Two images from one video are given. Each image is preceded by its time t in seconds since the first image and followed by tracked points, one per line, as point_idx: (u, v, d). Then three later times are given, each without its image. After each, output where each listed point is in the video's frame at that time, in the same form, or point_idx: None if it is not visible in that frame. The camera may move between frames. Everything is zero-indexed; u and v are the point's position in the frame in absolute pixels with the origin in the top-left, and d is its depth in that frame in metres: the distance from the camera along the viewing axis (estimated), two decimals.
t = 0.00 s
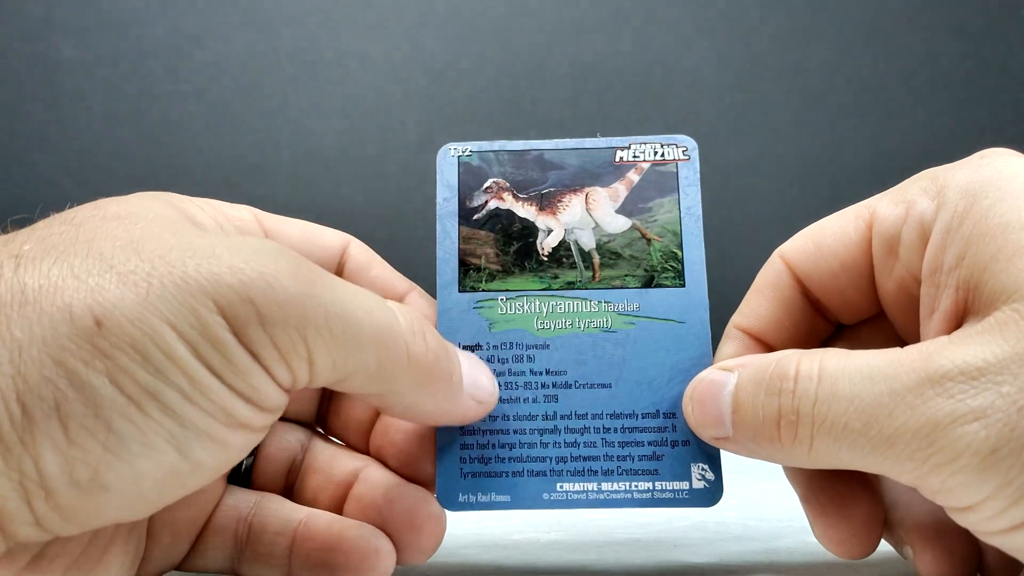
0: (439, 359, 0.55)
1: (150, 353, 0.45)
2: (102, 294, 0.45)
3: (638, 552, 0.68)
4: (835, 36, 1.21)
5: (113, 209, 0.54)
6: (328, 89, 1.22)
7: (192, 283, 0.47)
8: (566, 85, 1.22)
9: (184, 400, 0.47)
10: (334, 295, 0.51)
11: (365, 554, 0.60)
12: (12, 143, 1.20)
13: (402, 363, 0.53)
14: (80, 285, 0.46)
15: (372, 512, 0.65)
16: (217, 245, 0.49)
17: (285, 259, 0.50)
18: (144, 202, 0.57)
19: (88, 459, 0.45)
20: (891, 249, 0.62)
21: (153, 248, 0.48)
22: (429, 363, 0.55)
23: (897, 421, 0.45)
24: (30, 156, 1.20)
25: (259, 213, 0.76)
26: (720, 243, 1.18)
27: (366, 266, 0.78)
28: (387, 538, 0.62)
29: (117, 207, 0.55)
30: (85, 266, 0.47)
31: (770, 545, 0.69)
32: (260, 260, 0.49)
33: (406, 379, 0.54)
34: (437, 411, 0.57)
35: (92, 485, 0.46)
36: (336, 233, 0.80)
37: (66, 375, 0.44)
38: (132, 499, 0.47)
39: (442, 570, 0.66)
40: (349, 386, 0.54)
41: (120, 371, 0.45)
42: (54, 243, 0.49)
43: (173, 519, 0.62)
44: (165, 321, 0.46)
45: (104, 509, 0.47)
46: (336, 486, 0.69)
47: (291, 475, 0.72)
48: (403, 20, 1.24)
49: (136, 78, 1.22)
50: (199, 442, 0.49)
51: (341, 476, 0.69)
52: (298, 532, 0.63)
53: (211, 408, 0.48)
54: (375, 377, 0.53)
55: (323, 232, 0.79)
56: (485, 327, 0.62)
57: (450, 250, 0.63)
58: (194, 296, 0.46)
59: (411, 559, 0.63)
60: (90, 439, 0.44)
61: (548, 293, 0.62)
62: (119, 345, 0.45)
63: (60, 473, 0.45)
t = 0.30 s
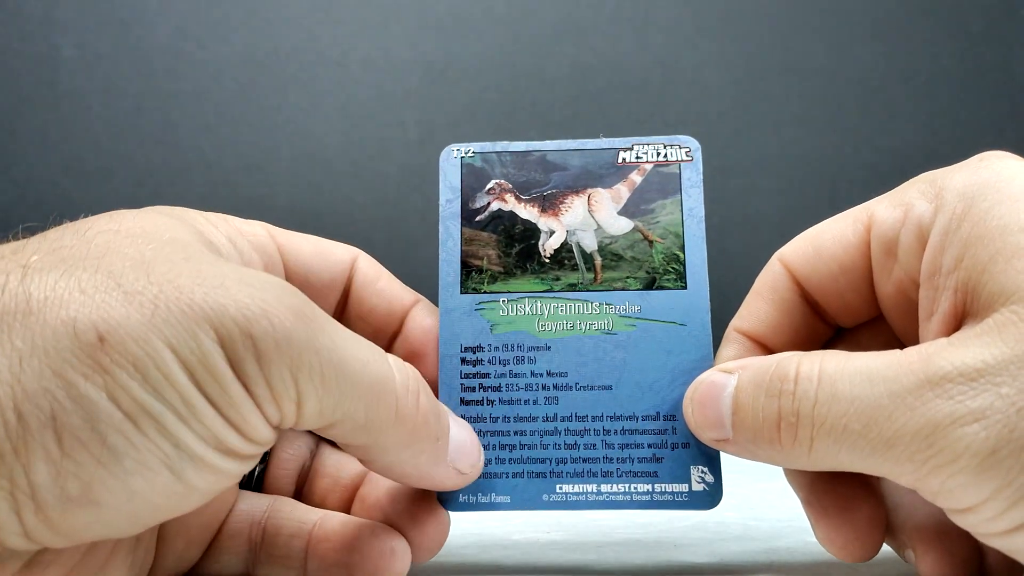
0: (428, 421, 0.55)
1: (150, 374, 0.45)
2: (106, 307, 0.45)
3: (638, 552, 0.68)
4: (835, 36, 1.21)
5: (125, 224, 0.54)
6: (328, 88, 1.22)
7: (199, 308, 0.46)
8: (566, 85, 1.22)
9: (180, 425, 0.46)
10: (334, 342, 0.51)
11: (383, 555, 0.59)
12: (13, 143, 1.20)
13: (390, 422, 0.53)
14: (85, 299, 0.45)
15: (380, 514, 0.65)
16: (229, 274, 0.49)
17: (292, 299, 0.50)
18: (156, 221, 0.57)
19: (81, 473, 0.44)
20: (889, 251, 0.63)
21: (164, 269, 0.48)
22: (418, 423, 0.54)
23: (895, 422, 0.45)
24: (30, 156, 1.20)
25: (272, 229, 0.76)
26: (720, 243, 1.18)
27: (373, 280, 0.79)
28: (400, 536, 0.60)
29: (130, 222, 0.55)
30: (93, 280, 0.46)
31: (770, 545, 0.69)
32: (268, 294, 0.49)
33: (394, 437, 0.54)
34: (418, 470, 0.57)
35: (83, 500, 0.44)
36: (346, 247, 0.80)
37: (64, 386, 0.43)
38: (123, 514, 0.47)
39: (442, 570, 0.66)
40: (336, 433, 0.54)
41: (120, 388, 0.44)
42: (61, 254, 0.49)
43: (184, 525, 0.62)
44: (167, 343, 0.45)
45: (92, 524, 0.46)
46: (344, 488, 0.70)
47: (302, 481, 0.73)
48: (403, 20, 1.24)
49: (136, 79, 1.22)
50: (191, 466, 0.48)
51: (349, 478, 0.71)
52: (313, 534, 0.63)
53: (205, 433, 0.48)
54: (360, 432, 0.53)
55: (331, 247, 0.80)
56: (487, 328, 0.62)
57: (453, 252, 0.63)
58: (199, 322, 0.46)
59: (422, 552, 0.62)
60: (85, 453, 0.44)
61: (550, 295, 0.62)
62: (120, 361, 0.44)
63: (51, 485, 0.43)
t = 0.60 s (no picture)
0: (416, 327, 0.57)
1: (127, 328, 0.45)
2: (77, 273, 0.45)
3: (640, 553, 0.68)
4: (834, 36, 1.21)
5: (90, 201, 0.55)
6: (328, 88, 1.22)
7: (170, 253, 0.47)
8: (566, 85, 1.22)
9: (166, 377, 0.46)
10: (315, 259, 0.51)
11: (377, 557, 0.60)
12: (12, 143, 1.20)
13: (385, 322, 0.55)
14: (55, 266, 0.46)
15: (376, 517, 0.65)
16: (196, 219, 0.50)
17: (262, 225, 0.51)
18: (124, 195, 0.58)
19: (65, 442, 0.44)
20: (890, 255, 0.63)
21: (129, 228, 0.49)
22: (410, 321, 0.56)
23: (897, 428, 0.45)
24: (30, 156, 1.20)
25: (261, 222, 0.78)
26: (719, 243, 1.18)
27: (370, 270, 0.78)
28: (394, 538, 0.61)
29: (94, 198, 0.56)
30: (60, 250, 0.47)
31: (769, 545, 0.70)
32: (237, 227, 0.49)
33: (391, 335, 0.55)
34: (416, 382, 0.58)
35: (72, 471, 0.45)
36: (340, 239, 0.80)
37: (39, 357, 0.43)
38: (116, 483, 0.47)
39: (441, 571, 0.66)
40: (334, 351, 0.55)
41: (97, 350, 0.44)
42: (31, 233, 0.49)
43: (176, 522, 0.63)
44: (143, 295, 0.45)
45: (87, 497, 0.46)
46: (343, 493, 0.69)
47: (298, 482, 0.72)
48: (404, 20, 1.24)
49: (136, 79, 1.22)
50: (182, 422, 0.47)
51: (347, 481, 0.69)
52: (305, 536, 0.63)
53: (193, 382, 0.47)
54: (359, 335, 0.55)
55: (327, 237, 0.79)
56: (488, 332, 0.62)
57: (453, 255, 0.63)
58: (172, 266, 0.46)
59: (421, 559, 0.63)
60: (65, 421, 0.44)
61: (550, 299, 0.62)
62: (95, 323, 0.44)
63: (37, 459, 0.44)
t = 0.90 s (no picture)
0: (413, 329, 0.56)
1: (131, 331, 0.44)
2: (80, 276, 0.45)
3: (640, 553, 0.68)
4: (835, 37, 1.21)
5: (92, 203, 0.55)
6: (327, 88, 1.22)
7: (172, 257, 0.46)
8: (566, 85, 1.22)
9: (169, 380, 0.46)
10: (316, 265, 0.51)
11: (372, 557, 0.59)
12: (13, 143, 1.20)
13: (384, 328, 0.54)
14: (58, 269, 0.45)
15: (372, 517, 0.64)
16: (198, 222, 0.49)
17: (264, 230, 0.50)
18: (125, 197, 0.58)
19: (67, 444, 0.44)
20: (892, 256, 0.62)
21: (131, 231, 0.48)
22: (408, 328, 0.56)
23: (900, 430, 0.45)
24: (30, 156, 1.20)
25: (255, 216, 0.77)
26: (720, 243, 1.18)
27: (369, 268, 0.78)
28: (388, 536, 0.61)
29: (95, 201, 0.56)
30: (63, 252, 0.47)
31: (768, 545, 0.70)
32: (240, 232, 0.49)
33: (390, 340, 0.55)
34: (414, 384, 0.57)
35: (75, 473, 0.45)
36: (337, 235, 0.79)
37: (43, 360, 0.43)
38: (119, 486, 0.47)
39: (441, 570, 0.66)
40: (334, 357, 0.54)
41: (101, 352, 0.44)
42: (32, 235, 0.49)
43: (169, 522, 0.62)
44: (146, 298, 0.45)
45: (89, 499, 0.46)
46: (340, 492, 0.69)
47: (294, 481, 0.72)
48: (403, 19, 1.24)
49: (136, 78, 1.22)
50: (185, 425, 0.47)
51: (345, 481, 0.69)
52: (300, 535, 0.63)
53: (196, 385, 0.47)
54: (359, 341, 0.54)
55: (324, 235, 0.79)
56: (489, 334, 0.62)
57: (454, 256, 0.63)
58: (175, 270, 0.46)
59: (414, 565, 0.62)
60: (69, 423, 0.44)
61: (551, 300, 0.62)
62: (98, 326, 0.44)
63: (40, 461, 0.44)
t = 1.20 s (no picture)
0: (412, 340, 0.56)
1: (133, 338, 0.44)
2: (84, 281, 0.45)
3: (640, 553, 0.68)
4: (836, 37, 1.20)
5: (95, 206, 0.55)
6: (328, 88, 1.22)
7: (175, 267, 0.46)
8: (566, 85, 1.22)
9: (170, 388, 0.46)
10: (318, 278, 0.51)
11: (370, 557, 0.58)
12: (13, 143, 1.20)
13: (383, 344, 0.54)
14: (61, 273, 0.45)
15: (370, 519, 0.64)
16: (201, 231, 0.49)
17: (267, 243, 0.50)
18: (127, 200, 0.58)
19: (69, 449, 0.44)
20: (894, 260, 0.62)
21: (135, 237, 0.48)
22: (407, 343, 0.56)
23: (903, 435, 0.45)
24: (31, 156, 1.20)
25: (256, 218, 0.76)
26: (720, 243, 1.18)
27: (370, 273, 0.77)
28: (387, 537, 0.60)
29: (98, 204, 0.56)
30: (66, 256, 0.47)
31: (768, 544, 0.70)
32: (243, 244, 0.49)
33: (388, 356, 0.55)
34: (413, 395, 0.57)
35: (74, 477, 0.44)
36: (337, 239, 0.79)
37: (46, 363, 0.43)
38: (118, 490, 0.47)
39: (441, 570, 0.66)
40: (332, 371, 0.54)
41: (103, 358, 0.44)
42: (34, 238, 0.49)
43: (166, 521, 0.62)
44: (149, 305, 0.45)
45: (87, 503, 0.46)
46: (340, 495, 0.69)
47: (291, 486, 0.72)
48: (404, 19, 1.24)
49: (136, 78, 1.22)
50: (185, 432, 0.47)
51: (345, 484, 0.69)
52: (297, 535, 0.63)
53: (197, 393, 0.47)
54: (358, 357, 0.54)
55: (323, 238, 0.78)
56: (492, 337, 0.62)
57: (456, 259, 0.63)
58: (178, 279, 0.46)
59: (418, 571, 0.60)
60: (71, 428, 0.44)
61: (554, 303, 0.62)
62: (101, 331, 0.44)
63: (40, 464, 0.43)
